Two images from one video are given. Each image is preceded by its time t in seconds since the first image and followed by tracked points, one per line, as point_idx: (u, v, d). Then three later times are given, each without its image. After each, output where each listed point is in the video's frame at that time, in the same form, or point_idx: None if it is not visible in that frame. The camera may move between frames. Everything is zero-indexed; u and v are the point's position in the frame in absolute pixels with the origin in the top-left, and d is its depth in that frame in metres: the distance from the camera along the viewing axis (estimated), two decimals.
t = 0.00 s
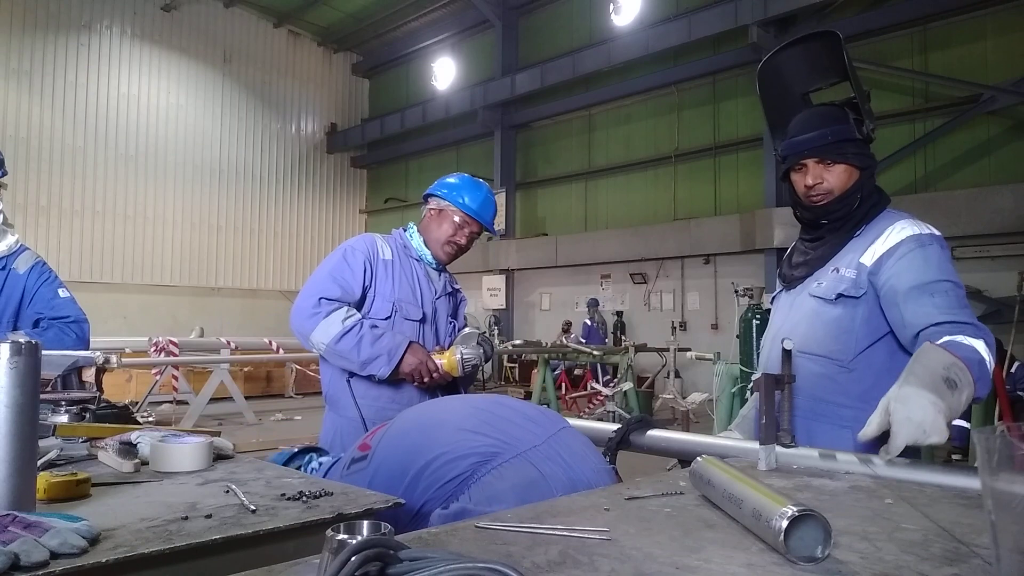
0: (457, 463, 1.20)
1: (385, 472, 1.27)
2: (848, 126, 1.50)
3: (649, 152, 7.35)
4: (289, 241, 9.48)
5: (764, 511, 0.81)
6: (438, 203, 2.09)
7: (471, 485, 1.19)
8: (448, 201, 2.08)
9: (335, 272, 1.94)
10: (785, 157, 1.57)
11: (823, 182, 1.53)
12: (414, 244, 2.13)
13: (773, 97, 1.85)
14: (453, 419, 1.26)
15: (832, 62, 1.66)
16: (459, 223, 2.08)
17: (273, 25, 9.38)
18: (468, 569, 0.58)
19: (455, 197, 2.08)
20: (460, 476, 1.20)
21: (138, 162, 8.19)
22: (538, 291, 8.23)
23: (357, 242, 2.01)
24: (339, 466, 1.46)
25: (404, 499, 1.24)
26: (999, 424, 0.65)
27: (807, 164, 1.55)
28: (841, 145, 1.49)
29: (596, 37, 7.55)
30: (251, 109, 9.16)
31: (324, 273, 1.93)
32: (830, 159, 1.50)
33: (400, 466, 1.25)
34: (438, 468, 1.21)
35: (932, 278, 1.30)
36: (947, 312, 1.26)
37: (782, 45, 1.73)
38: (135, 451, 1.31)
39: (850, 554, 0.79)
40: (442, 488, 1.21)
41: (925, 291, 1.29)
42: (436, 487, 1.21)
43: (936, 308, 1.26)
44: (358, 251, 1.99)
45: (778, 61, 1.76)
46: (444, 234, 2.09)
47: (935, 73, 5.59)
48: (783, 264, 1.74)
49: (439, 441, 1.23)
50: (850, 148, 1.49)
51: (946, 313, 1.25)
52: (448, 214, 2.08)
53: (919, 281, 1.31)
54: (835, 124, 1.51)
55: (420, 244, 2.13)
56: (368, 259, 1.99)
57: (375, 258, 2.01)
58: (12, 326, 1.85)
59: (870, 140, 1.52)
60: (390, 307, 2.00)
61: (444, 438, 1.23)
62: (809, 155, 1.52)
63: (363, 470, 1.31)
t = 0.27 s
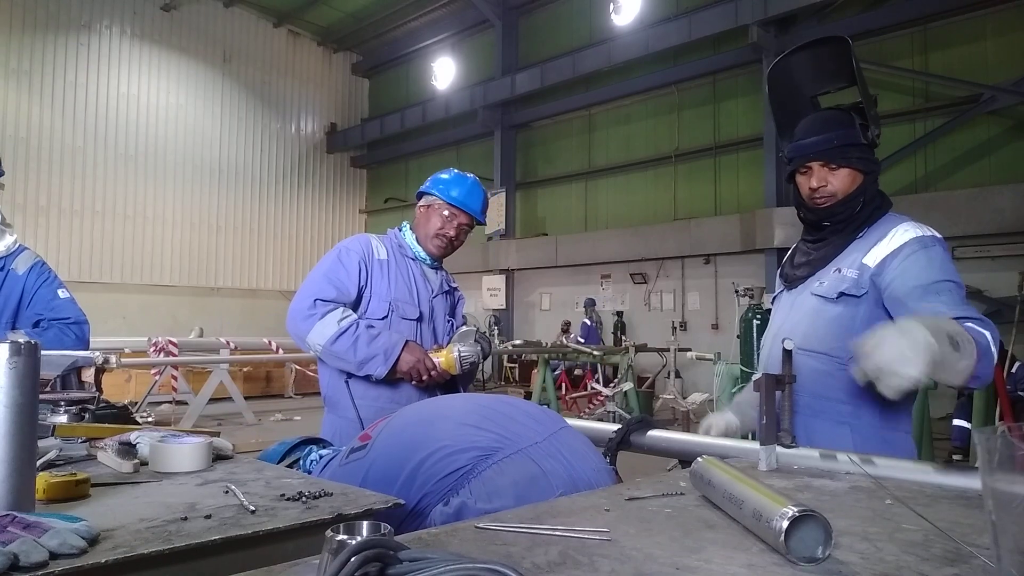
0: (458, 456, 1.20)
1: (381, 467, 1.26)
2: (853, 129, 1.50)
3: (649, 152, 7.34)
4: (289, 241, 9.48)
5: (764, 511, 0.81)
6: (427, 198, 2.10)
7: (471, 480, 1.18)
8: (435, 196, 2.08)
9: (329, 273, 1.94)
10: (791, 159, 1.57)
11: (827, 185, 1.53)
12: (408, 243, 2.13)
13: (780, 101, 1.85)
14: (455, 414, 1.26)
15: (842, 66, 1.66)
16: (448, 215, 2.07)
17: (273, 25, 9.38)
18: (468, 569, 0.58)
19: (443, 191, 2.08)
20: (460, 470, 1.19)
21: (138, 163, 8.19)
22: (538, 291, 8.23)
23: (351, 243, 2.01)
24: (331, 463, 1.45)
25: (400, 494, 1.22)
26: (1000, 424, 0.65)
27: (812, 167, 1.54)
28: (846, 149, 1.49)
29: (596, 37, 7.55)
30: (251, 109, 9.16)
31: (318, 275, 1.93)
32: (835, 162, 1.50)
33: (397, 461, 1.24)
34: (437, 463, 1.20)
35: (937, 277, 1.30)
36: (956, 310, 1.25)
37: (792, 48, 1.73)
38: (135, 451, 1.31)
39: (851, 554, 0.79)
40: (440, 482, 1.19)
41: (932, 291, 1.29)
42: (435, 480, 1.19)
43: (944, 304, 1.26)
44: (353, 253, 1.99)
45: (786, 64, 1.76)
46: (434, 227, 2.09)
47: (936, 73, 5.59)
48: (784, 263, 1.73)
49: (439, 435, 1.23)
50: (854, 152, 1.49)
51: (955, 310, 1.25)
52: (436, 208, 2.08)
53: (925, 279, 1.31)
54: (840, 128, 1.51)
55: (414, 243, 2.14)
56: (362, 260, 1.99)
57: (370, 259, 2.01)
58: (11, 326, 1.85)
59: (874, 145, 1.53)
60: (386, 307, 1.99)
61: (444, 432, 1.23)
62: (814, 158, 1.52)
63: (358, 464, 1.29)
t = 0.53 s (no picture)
0: (458, 456, 1.20)
1: (377, 466, 1.26)
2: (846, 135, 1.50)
3: (649, 152, 7.34)
4: (289, 241, 9.48)
5: (764, 511, 0.81)
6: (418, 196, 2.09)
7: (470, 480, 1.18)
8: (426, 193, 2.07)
9: (326, 272, 1.93)
10: (786, 163, 1.58)
11: (821, 189, 1.54)
12: (403, 241, 2.13)
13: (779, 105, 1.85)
14: (454, 414, 1.25)
15: (834, 73, 1.66)
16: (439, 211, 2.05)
17: (273, 25, 9.37)
18: (468, 569, 0.58)
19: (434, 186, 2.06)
20: (459, 469, 1.19)
21: (138, 163, 8.20)
22: (538, 291, 8.23)
23: (346, 243, 2.01)
24: (331, 466, 1.45)
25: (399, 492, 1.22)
26: (1000, 424, 0.66)
27: (805, 172, 1.55)
28: (838, 154, 1.50)
29: (596, 37, 7.55)
30: (250, 109, 9.16)
31: (315, 274, 1.92)
32: (827, 167, 1.51)
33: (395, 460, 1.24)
34: (435, 463, 1.20)
35: (917, 273, 1.35)
36: (924, 305, 1.31)
37: (789, 56, 1.73)
38: (135, 451, 1.31)
39: (851, 554, 0.79)
40: (438, 483, 1.19)
41: (911, 286, 1.34)
42: (433, 480, 1.19)
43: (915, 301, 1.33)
44: (348, 252, 1.99)
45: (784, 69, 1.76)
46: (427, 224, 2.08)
47: (936, 73, 5.58)
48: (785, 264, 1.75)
49: (439, 435, 1.23)
50: (846, 158, 1.50)
51: (921, 306, 1.32)
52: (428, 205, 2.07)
53: (905, 275, 1.36)
54: (833, 134, 1.51)
55: (408, 241, 2.14)
56: (358, 258, 1.99)
57: (365, 257, 2.01)
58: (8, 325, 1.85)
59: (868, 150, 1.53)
60: (383, 305, 1.99)
61: (444, 432, 1.23)
62: (807, 163, 1.53)
63: (357, 464, 1.29)
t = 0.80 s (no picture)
0: (457, 458, 1.20)
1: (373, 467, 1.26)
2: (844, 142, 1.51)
3: (650, 152, 7.34)
4: (289, 241, 9.48)
5: (764, 511, 0.81)
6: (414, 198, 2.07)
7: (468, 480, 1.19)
8: (423, 197, 2.05)
9: (325, 275, 1.93)
10: (785, 170, 1.57)
11: (821, 196, 1.53)
12: (400, 242, 2.13)
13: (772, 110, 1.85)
14: (452, 416, 1.26)
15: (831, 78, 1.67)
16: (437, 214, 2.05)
17: (273, 25, 9.37)
18: (468, 569, 0.58)
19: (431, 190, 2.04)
20: (459, 471, 1.19)
21: (138, 163, 8.20)
22: (538, 291, 8.23)
23: (344, 245, 2.00)
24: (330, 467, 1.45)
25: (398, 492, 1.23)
26: (1001, 424, 0.65)
27: (805, 179, 1.54)
28: (837, 161, 1.50)
29: (596, 37, 7.54)
30: (251, 109, 9.16)
31: (314, 277, 1.92)
32: (827, 173, 1.50)
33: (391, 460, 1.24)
34: (436, 464, 1.20)
35: (907, 273, 1.38)
36: (913, 307, 1.36)
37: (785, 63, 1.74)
38: (135, 451, 1.31)
39: (851, 554, 0.79)
40: (438, 485, 1.20)
41: (901, 286, 1.39)
42: (431, 480, 1.20)
43: (901, 303, 1.37)
44: (346, 254, 1.98)
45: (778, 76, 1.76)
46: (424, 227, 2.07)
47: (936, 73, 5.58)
48: (785, 267, 1.75)
49: (438, 436, 1.23)
50: (844, 164, 1.50)
51: (910, 308, 1.36)
52: (424, 208, 2.06)
53: (896, 274, 1.39)
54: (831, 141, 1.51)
55: (405, 242, 2.13)
56: (356, 260, 1.99)
57: (363, 259, 2.01)
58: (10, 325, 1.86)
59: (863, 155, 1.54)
60: (381, 306, 2.00)
61: (443, 434, 1.23)
62: (807, 170, 1.52)
63: (355, 465, 1.29)
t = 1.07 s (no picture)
0: (457, 459, 1.20)
1: (373, 469, 1.26)
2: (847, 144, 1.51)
3: (649, 152, 7.34)
4: (289, 240, 9.47)
5: (765, 511, 0.81)
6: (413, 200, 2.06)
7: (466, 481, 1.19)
8: (423, 199, 2.05)
9: (323, 277, 1.93)
10: (786, 173, 1.57)
11: (824, 197, 1.53)
12: (398, 243, 2.12)
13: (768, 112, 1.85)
14: (451, 417, 1.25)
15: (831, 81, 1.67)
16: (437, 218, 2.04)
17: (273, 25, 9.36)
18: (468, 570, 0.58)
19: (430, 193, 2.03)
20: (458, 472, 1.19)
21: (137, 163, 8.20)
22: (538, 291, 8.23)
23: (341, 246, 2.00)
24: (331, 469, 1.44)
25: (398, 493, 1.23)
26: (1001, 424, 0.65)
27: (809, 180, 1.53)
28: (840, 162, 1.50)
29: (596, 37, 7.54)
30: (250, 109, 9.15)
31: (312, 278, 1.92)
32: (831, 174, 1.50)
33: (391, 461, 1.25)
34: (435, 466, 1.20)
35: (926, 272, 1.40)
36: (933, 304, 1.37)
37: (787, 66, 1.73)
38: (135, 451, 1.31)
39: (851, 554, 0.79)
40: (437, 486, 1.20)
41: (920, 285, 1.40)
42: (430, 482, 1.20)
43: (924, 302, 1.38)
44: (344, 255, 1.98)
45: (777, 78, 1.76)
46: (422, 230, 2.07)
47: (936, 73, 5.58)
48: (785, 269, 1.73)
49: (437, 437, 1.23)
50: (847, 166, 1.50)
51: (933, 305, 1.37)
52: (424, 211, 2.05)
53: (915, 274, 1.41)
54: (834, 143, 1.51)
55: (404, 243, 2.12)
56: (354, 261, 1.99)
57: (360, 260, 2.01)
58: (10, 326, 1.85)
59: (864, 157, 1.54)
60: (379, 307, 2.00)
61: (442, 435, 1.23)
62: (812, 171, 1.52)
63: (356, 467, 1.29)
